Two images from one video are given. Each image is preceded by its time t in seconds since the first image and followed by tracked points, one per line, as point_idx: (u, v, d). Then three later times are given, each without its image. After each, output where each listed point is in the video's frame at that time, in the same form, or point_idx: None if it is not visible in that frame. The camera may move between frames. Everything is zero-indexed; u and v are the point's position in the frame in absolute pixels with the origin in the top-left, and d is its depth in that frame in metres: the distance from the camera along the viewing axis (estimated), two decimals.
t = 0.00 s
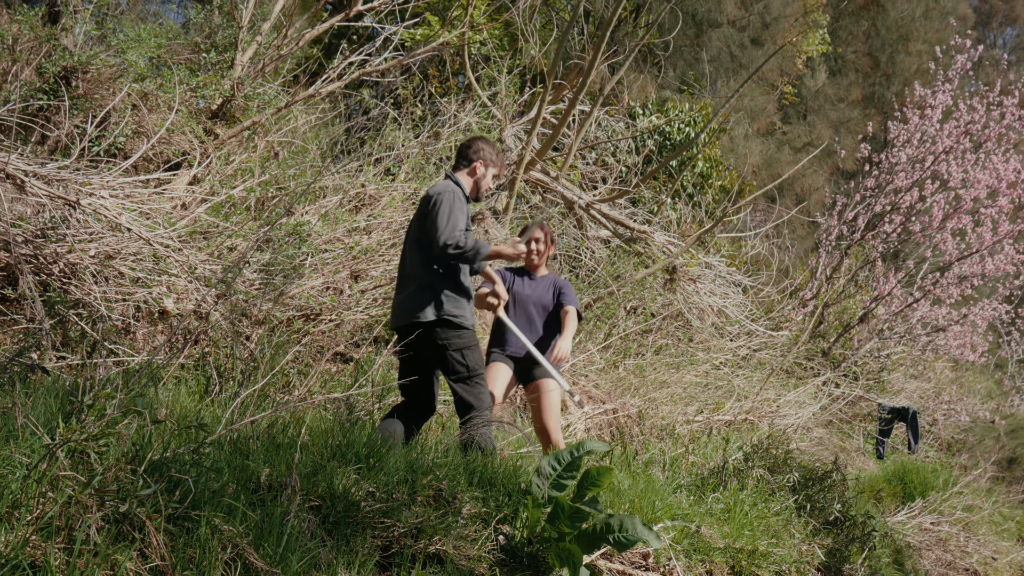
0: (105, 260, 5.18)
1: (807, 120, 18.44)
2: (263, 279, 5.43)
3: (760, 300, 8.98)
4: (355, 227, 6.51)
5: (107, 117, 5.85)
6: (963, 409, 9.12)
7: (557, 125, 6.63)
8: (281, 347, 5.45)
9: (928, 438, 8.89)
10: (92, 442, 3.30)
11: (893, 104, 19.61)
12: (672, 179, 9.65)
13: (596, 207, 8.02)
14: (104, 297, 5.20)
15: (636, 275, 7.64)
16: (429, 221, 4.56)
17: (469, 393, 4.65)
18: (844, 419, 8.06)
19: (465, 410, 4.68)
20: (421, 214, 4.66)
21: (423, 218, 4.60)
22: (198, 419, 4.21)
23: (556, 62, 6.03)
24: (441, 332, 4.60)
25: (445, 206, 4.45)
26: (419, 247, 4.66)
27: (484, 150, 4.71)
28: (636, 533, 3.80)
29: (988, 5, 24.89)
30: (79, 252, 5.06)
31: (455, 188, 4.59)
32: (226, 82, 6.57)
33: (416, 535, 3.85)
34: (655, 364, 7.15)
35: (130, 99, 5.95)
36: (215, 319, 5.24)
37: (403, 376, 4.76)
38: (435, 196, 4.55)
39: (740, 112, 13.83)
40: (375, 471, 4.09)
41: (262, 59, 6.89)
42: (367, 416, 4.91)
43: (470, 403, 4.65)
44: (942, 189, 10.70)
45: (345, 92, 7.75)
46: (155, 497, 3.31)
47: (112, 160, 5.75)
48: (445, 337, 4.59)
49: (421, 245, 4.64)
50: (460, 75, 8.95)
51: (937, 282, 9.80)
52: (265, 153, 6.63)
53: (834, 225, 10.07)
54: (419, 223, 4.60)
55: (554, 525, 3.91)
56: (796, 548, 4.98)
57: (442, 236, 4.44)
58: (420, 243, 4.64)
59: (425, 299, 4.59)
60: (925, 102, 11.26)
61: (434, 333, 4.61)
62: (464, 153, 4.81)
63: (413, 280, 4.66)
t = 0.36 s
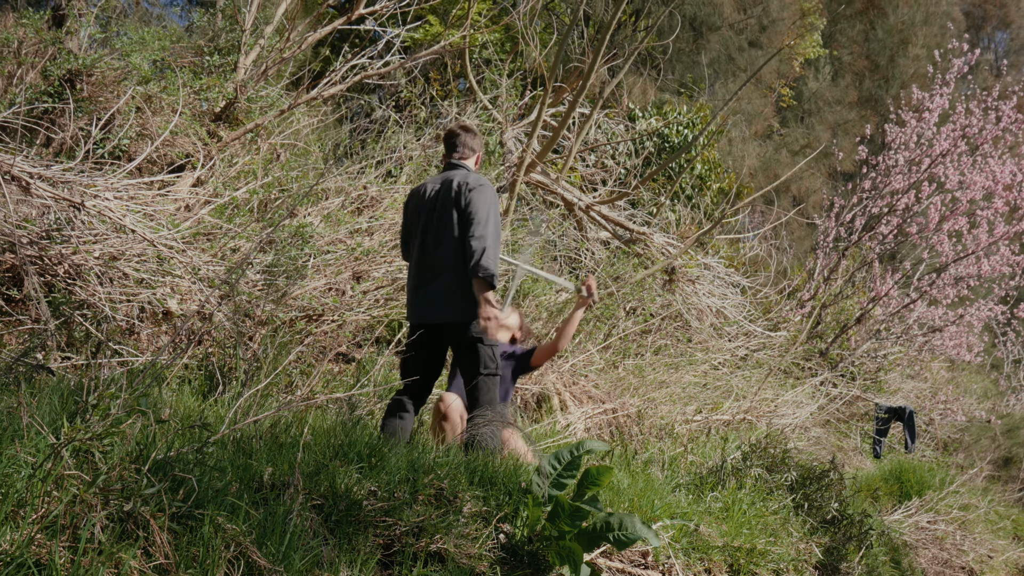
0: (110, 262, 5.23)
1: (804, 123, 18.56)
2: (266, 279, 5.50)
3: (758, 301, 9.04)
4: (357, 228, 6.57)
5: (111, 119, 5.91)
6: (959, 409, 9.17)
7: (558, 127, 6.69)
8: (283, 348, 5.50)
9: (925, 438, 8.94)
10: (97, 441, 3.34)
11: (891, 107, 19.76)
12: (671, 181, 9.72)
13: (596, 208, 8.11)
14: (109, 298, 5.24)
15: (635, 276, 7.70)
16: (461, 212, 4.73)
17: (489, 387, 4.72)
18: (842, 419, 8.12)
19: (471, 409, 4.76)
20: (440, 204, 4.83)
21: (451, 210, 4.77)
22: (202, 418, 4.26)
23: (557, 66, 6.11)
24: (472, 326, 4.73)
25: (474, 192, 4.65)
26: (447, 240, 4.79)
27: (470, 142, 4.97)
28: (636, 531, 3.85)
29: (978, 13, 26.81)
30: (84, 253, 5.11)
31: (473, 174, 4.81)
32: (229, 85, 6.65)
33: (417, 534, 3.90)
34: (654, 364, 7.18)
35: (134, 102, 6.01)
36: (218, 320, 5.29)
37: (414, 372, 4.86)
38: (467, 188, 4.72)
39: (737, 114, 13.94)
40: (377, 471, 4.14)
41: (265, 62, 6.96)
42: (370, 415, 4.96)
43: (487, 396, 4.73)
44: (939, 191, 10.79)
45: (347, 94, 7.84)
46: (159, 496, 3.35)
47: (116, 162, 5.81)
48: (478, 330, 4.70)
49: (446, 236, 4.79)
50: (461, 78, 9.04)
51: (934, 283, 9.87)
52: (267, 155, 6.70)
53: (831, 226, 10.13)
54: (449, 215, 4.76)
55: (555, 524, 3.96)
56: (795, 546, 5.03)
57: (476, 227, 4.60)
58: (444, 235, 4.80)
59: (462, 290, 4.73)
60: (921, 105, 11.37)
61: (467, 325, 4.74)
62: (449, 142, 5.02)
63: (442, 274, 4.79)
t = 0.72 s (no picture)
0: (114, 263, 5.28)
1: (802, 126, 18.66)
2: (268, 280, 5.57)
3: (756, 302, 9.08)
4: (359, 229, 6.67)
5: (116, 122, 5.98)
6: (955, 408, 9.23)
7: (557, 130, 6.77)
8: (286, 348, 5.57)
9: (921, 437, 9.01)
10: (102, 440, 3.38)
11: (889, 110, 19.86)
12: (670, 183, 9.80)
13: (595, 210, 8.25)
14: (113, 299, 5.28)
15: (634, 277, 7.76)
16: (452, 208, 4.83)
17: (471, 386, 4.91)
18: (839, 418, 8.18)
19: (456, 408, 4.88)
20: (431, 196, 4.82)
21: (437, 203, 4.82)
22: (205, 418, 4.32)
23: (556, 69, 6.17)
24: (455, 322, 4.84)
25: (477, 189, 4.83)
26: (431, 234, 4.81)
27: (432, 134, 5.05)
28: (635, 530, 3.91)
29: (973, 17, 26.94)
30: (88, 254, 5.16)
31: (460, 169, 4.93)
32: (232, 88, 6.73)
33: (418, 532, 3.95)
34: (654, 364, 7.20)
35: (138, 105, 6.08)
36: (222, 320, 5.34)
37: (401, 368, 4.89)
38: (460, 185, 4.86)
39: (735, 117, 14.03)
40: (378, 470, 4.19)
41: (268, 65, 7.03)
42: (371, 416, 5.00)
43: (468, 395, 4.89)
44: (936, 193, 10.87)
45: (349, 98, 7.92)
46: (163, 495, 3.39)
47: (121, 164, 5.87)
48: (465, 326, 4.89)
49: (438, 230, 4.81)
50: (461, 81, 9.13)
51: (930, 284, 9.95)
52: (270, 158, 6.77)
53: (829, 228, 10.20)
54: (437, 209, 4.81)
55: (555, 522, 4.01)
56: (792, 545, 5.08)
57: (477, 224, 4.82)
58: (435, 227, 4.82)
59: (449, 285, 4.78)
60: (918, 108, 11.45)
61: (451, 321, 4.82)
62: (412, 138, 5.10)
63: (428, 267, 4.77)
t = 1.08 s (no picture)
0: (118, 264, 5.33)
1: (800, 128, 18.74)
2: (271, 281, 5.64)
3: (755, 302, 9.12)
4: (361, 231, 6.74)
5: (120, 124, 6.04)
6: (951, 408, 9.28)
7: (558, 132, 6.83)
8: (289, 348, 5.62)
9: (918, 437, 9.06)
10: (105, 441, 3.40)
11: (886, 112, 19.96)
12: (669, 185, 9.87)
13: (595, 211, 8.27)
14: (117, 300, 5.33)
15: (634, 278, 7.82)
16: (442, 199, 4.91)
17: (456, 378, 5.05)
18: (836, 418, 8.23)
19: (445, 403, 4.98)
20: (418, 186, 4.89)
21: (428, 194, 4.89)
22: (207, 419, 4.36)
23: (557, 72, 6.24)
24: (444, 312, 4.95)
25: (465, 180, 4.91)
26: (421, 224, 4.87)
27: (421, 128, 5.10)
28: (635, 529, 3.97)
29: (969, 20, 27.08)
30: (93, 256, 5.21)
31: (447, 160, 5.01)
32: (235, 90, 6.78)
33: (420, 530, 4.00)
34: (653, 364, 7.24)
35: (142, 108, 6.14)
36: (225, 321, 5.38)
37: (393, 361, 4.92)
38: (450, 176, 4.93)
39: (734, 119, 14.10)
40: (380, 469, 4.24)
41: (271, 68, 7.09)
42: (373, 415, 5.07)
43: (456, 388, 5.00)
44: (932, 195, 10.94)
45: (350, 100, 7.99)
46: (167, 494, 3.42)
47: (125, 166, 5.92)
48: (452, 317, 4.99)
49: (427, 220, 4.88)
50: (462, 85, 9.22)
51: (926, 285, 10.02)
52: (273, 160, 6.83)
53: (826, 229, 10.26)
54: (427, 199, 4.89)
55: (555, 521, 4.06)
56: (790, 543, 5.13)
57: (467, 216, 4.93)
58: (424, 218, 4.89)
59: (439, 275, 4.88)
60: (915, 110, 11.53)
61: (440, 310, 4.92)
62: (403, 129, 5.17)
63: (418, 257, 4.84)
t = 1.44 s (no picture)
0: (122, 265, 5.38)
1: (798, 130, 18.81)
2: (274, 282, 5.69)
3: (753, 303, 9.17)
4: (363, 232, 6.80)
5: (124, 127, 6.11)
6: (948, 408, 9.34)
7: (558, 134, 6.88)
8: (291, 349, 5.67)
9: (915, 436, 9.12)
10: (110, 440, 3.48)
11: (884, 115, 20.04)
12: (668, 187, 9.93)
13: (595, 213, 8.28)
14: (121, 301, 5.37)
15: (633, 279, 7.87)
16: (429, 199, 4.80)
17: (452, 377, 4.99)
18: (834, 418, 8.29)
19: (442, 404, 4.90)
20: (408, 186, 4.87)
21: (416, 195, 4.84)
22: (210, 418, 4.41)
23: (557, 75, 6.28)
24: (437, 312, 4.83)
25: (445, 178, 4.69)
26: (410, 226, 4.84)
27: (444, 130, 5.11)
28: (635, 528, 4.02)
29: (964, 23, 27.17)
30: (97, 257, 5.26)
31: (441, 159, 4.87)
32: (239, 93, 6.85)
33: (421, 529, 4.05)
34: (652, 364, 7.26)
35: (145, 110, 6.20)
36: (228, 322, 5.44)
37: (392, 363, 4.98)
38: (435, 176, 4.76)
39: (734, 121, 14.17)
40: (382, 468, 4.29)
41: (273, 72, 7.15)
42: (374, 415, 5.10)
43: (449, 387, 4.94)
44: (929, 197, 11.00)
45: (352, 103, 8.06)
46: (171, 493, 3.47)
47: (129, 168, 5.99)
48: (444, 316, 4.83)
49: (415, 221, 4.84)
50: (463, 88, 9.29)
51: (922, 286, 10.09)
52: (275, 162, 6.88)
53: (824, 231, 10.32)
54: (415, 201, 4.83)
55: (555, 520, 4.11)
56: (788, 542, 5.19)
57: (448, 215, 4.67)
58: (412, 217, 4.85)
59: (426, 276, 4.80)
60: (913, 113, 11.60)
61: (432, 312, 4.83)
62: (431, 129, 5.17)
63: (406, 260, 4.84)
